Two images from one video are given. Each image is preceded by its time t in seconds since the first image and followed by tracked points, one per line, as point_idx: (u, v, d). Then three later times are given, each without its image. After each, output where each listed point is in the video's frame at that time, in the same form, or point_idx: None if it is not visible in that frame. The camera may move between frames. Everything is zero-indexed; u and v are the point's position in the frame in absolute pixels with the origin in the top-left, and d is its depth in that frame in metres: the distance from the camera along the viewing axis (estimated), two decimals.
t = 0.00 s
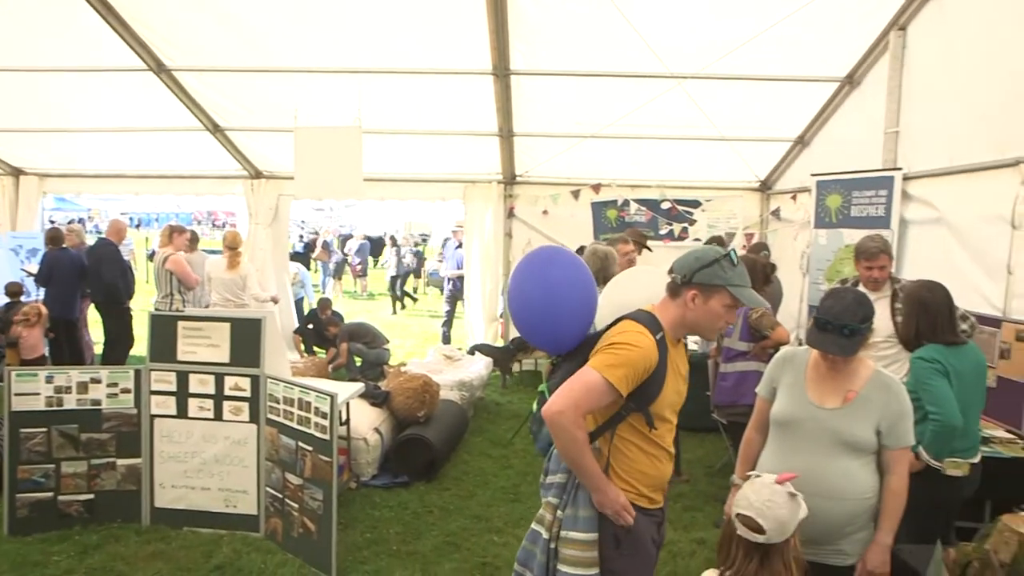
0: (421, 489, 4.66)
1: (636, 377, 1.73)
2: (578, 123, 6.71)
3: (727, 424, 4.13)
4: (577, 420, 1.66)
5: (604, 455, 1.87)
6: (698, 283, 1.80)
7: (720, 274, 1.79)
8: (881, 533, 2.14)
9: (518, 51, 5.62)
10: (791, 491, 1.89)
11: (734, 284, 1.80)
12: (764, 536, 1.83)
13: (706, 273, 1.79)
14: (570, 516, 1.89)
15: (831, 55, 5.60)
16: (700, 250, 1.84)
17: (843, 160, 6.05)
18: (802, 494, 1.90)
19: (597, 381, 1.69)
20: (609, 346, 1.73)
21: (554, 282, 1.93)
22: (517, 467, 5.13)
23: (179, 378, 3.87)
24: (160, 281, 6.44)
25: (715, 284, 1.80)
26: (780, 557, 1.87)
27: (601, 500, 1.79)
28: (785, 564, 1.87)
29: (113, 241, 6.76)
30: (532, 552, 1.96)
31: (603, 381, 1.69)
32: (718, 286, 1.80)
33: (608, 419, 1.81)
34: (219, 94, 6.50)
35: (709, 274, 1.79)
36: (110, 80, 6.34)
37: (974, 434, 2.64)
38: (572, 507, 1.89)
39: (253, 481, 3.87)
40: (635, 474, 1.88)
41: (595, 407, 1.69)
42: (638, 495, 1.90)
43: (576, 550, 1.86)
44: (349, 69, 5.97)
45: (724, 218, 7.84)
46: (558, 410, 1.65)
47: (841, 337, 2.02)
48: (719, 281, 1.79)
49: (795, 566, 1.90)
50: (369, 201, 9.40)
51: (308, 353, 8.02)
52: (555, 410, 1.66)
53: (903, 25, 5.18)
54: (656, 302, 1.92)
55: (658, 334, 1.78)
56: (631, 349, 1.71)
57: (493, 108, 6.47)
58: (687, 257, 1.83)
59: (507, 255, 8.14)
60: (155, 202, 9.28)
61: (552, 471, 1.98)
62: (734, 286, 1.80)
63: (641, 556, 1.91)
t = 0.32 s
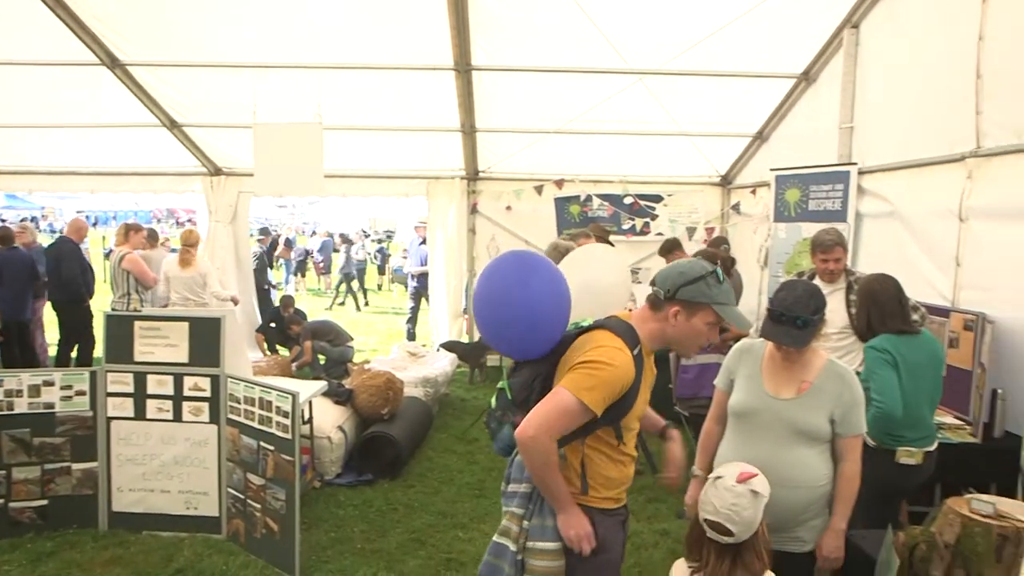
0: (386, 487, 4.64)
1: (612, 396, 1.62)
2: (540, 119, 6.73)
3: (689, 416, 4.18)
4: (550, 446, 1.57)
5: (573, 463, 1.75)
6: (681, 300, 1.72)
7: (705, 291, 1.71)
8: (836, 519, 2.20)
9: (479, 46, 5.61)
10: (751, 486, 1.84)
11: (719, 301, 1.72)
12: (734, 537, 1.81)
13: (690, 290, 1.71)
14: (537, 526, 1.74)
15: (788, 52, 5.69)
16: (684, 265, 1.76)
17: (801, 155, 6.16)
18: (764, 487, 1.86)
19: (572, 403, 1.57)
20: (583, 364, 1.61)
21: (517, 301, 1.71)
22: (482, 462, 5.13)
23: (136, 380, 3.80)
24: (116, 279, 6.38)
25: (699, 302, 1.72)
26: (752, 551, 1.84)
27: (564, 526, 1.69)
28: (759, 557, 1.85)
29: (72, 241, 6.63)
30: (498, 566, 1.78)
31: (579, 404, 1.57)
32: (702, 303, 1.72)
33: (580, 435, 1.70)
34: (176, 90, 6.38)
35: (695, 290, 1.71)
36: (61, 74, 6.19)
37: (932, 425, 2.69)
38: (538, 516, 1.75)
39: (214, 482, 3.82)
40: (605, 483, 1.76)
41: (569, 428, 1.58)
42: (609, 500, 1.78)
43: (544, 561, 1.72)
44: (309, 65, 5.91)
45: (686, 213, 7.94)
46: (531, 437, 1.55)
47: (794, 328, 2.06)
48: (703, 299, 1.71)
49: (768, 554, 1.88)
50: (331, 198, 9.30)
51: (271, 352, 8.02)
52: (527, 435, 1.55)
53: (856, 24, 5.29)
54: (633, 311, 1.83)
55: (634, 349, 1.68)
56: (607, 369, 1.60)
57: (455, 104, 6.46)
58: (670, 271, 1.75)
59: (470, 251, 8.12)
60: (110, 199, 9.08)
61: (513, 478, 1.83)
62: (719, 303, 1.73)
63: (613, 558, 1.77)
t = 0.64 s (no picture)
0: (350, 489, 4.60)
1: (577, 418, 1.50)
2: (499, 117, 6.73)
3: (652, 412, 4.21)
4: (507, 462, 1.46)
5: (528, 466, 1.61)
6: (665, 334, 1.57)
7: (692, 326, 1.56)
8: (792, 505, 2.23)
9: (437, 46, 5.60)
10: (715, 471, 1.85)
11: (706, 337, 1.57)
12: (692, 517, 1.80)
13: (676, 324, 1.56)
14: (480, 523, 1.62)
15: (741, 49, 5.77)
16: (669, 295, 1.60)
17: (757, 150, 6.26)
18: (732, 477, 1.86)
19: (533, 422, 1.45)
20: (550, 382, 1.48)
21: (484, 339, 1.47)
22: (447, 462, 5.12)
23: (89, 388, 3.70)
24: (68, 285, 6.34)
25: (684, 337, 1.57)
26: (712, 537, 1.82)
27: (514, 533, 1.57)
28: (718, 543, 1.82)
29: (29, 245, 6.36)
30: (440, 561, 1.65)
31: (541, 425, 1.45)
32: (688, 338, 1.57)
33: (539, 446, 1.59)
34: (127, 90, 6.25)
35: (680, 324, 1.55)
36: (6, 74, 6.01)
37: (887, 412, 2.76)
38: (483, 513, 1.62)
39: (173, 491, 3.75)
40: (563, 492, 1.64)
41: (528, 447, 1.46)
42: (564, 504, 1.65)
43: (486, 559, 1.60)
44: (265, 65, 5.84)
45: (645, 209, 8.03)
46: (486, 451, 1.45)
47: (751, 321, 2.10)
48: (689, 334, 1.56)
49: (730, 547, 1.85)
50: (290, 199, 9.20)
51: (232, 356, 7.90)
52: (483, 449, 1.45)
53: (807, 22, 5.39)
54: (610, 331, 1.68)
55: (606, 373, 1.54)
56: (573, 390, 1.47)
57: (414, 103, 6.43)
58: (655, 300, 1.59)
59: (432, 250, 8.08)
60: (61, 202, 8.86)
61: (461, 470, 1.67)
62: (705, 338, 1.58)
63: (560, 563, 1.65)
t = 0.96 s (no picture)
0: (310, 493, 4.55)
1: (539, 433, 1.47)
2: (460, 118, 6.72)
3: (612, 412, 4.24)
4: (464, 470, 1.44)
5: (487, 472, 1.59)
6: (643, 358, 1.58)
7: (669, 351, 1.57)
8: (749, 501, 2.27)
9: (398, 46, 5.58)
10: (668, 468, 1.87)
11: (681, 362, 1.59)
12: (627, 496, 1.86)
13: (653, 348, 1.57)
14: (429, 522, 1.61)
15: (699, 53, 5.85)
16: (648, 318, 1.61)
17: (716, 153, 6.34)
18: (683, 482, 1.85)
19: (495, 434, 1.42)
20: (516, 394, 1.44)
21: (470, 332, 1.46)
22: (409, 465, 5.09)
23: (38, 393, 3.60)
24: (17, 288, 6.07)
25: (661, 361, 1.58)
26: (646, 527, 1.83)
27: (470, 539, 1.55)
28: (652, 535, 1.83)
29: None
30: (389, 552, 1.67)
31: (502, 437, 1.42)
32: (663, 362, 1.59)
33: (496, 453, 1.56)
34: (79, 87, 6.10)
35: (658, 349, 1.56)
36: None
37: (837, 409, 2.84)
38: (432, 513, 1.61)
39: (127, 498, 3.67)
40: (520, 499, 1.63)
41: (487, 457, 1.44)
42: (520, 510, 1.65)
43: (433, 559, 1.59)
44: (223, 64, 5.76)
45: (607, 211, 8.09)
46: (443, 456, 1.43)
47: (714, 319, 2.13)
48: (666, 359, 1.57)
49: (668, 545, 1.83)
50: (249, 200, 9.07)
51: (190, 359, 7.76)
52: (441, 453, 1.44)
53: (763, 27, 5.48)
54: (585, 349, 1.67)
55: (574, 393, 1.52)
56: (538, 404, 1.44)
57: (375, 103, 6.38)
58: (634, 324, 1.59)
59: (394, 251, 8.02)
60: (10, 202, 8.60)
61: (416, 467, 1.65)
62: (680, 363, 1.59)
63: (515, 569, 1.64)
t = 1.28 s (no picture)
0: (274, 495, 4.51)
1: (515, 442, 1.48)
2: (424, 117, 6.71)
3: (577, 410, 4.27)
4: (440, 477, 1.43)
5: (455, 476, 1.58)
6: (613, 363, 1.60)
7: (638, 357, 1.60)
8: (711, 494, 2.31)
9: (360, 44, 5.55)
10: (629, 463, 1.88)
11: (650, 367, 1.62)
12: (589, 488, 1.90)
13: (623, 354, 1.59)
14: (398, 525, 1.61)
15: (661, 54, 5.91)
16: (617, 325, 1.63)
17: (678, 153, 6.42)
18: (642, 475, 1.86)
19: (475, 442, 1.42)
20: (496, 402, 1.45)
21: (463, 329, 1.46)
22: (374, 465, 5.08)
23: None
24: None
25: (630, 367, 1.60)
26: (606, 519, 1.86)
27: (433, 544, 1.55)
28: (614, 528, 1.85)
29: None
30: (357, 559, 1.67)
31: (482, 445, 1.42)
32: (632, 368, 1.61)
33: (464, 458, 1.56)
34: (31, 83, 5.95)
35: (627, 355, 1.59)
36: None
37: (794, 404, 2.90)
38: (400, 516, 1.61)
39: (85, 503, 3.59)
40: (484, 499, 1.64)
41: (464, 464, 1.44)
42: (482, 509, 1.65)
43: (402, 561, 1.59)
44: (182, 61, 5.67)
45: (571, 210, 8.14)
46: (422, 462, 1.41)
47: (683, 314, 2.15)
48: (634, 364, 1.59)
49: (629, 539, 1.85)
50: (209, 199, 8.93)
51: (149, 361, 7.62)
52: (419, 459, 1.42)
53: (724, 28, 5.56)
54: (557, 355, 1.69)
55: (549, 401, 1.53)
56: (517, 413, 1.44)
57: (338, 102, 6.34)
58: (603, 330, 1.61)
59: (358, 250, 7.97)
60: None
61: (382, 469, 1.65)
62: (648, 368, 1.62)
63: (479, 567, 1.66)
